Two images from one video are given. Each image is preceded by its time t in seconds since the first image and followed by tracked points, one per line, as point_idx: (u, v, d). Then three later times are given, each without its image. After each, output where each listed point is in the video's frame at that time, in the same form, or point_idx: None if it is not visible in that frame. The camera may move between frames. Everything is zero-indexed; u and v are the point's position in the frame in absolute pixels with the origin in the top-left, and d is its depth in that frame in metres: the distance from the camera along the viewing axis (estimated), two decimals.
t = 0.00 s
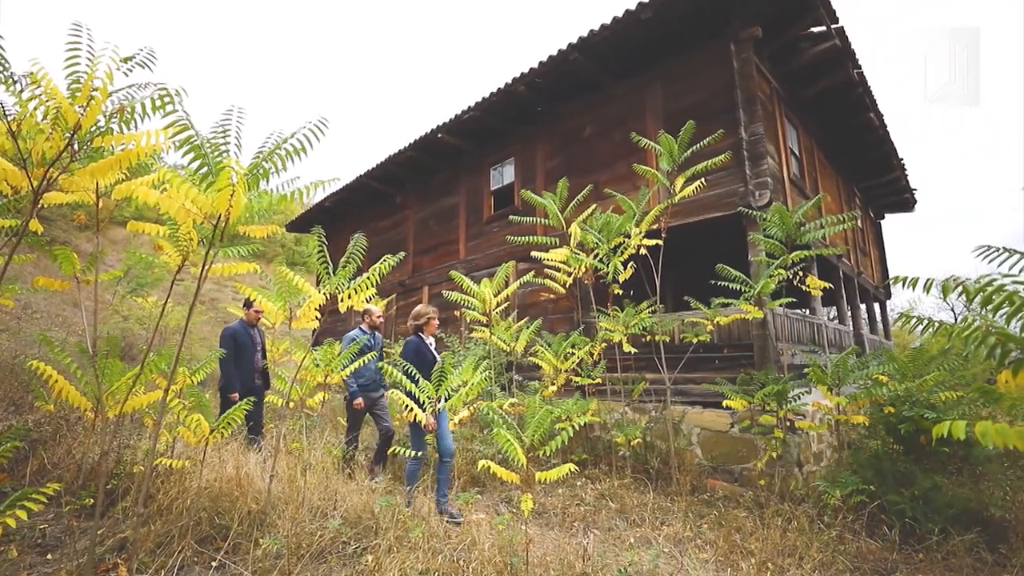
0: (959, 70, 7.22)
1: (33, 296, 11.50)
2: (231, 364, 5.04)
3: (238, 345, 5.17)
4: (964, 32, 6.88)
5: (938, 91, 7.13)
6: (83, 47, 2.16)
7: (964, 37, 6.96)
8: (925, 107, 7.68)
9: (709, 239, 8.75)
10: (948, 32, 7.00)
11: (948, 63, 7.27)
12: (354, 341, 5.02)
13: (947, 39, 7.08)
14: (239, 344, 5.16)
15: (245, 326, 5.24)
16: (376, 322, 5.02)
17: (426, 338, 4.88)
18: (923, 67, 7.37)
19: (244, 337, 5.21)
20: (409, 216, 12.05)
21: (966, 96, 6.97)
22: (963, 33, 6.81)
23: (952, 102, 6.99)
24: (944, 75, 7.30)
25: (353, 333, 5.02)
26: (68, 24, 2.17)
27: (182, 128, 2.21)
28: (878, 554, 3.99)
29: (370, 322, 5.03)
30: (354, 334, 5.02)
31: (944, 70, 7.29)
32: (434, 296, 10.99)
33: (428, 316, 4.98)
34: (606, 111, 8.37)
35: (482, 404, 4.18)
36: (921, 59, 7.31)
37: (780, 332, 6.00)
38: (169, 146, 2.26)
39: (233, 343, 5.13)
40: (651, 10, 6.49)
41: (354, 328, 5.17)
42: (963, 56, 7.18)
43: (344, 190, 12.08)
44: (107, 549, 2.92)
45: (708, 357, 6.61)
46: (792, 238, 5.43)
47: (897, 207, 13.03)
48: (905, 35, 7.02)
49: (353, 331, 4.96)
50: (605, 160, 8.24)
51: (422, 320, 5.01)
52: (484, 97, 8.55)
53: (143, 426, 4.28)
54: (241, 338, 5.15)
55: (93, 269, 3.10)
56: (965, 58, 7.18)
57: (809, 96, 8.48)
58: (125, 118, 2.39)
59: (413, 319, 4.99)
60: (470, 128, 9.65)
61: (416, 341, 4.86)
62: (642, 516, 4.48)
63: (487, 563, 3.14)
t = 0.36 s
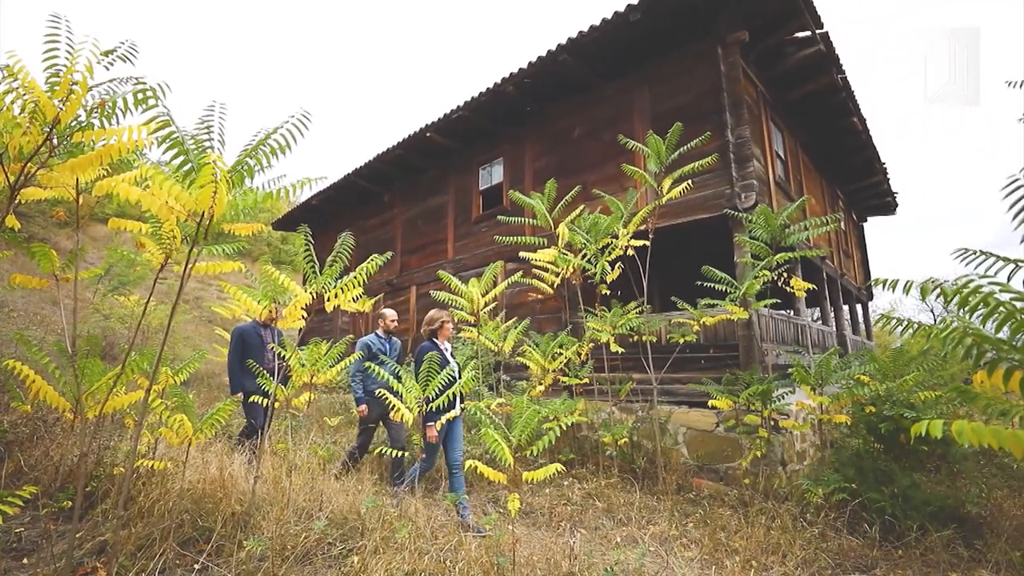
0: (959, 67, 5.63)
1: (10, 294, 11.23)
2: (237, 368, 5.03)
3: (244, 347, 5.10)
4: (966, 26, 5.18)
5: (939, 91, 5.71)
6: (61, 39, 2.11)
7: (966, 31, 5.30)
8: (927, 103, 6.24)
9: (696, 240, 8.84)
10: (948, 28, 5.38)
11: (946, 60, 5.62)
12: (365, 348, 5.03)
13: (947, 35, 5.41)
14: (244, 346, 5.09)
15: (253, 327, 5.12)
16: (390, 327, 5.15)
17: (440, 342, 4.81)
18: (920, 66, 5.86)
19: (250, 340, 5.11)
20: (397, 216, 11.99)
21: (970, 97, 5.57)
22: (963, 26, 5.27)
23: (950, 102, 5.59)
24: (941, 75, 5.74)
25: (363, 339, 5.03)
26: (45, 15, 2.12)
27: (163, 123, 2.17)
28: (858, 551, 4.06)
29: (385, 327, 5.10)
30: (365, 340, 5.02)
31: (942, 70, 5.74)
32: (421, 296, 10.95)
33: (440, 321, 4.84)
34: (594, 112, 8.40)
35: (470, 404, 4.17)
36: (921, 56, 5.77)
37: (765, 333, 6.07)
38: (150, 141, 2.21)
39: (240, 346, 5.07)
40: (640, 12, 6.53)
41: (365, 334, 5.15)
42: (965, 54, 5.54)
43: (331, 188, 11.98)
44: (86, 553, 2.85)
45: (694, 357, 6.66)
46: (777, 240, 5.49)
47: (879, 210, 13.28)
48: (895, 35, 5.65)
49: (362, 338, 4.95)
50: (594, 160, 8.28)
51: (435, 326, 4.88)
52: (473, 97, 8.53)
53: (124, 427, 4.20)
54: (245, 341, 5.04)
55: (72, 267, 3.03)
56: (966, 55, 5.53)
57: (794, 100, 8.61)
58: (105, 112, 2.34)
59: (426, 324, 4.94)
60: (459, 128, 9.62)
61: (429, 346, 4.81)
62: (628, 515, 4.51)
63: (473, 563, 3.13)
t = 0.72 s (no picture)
0: (958, 68, 4.85)
1: None
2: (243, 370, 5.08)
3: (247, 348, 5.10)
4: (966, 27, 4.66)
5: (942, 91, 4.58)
6: (37, 30, 2.05)
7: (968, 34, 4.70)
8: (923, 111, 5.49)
9: (680, 241, 8.93)
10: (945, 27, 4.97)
11: (946, 61, 4.94)
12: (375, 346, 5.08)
13: (946, 38, 4.91)
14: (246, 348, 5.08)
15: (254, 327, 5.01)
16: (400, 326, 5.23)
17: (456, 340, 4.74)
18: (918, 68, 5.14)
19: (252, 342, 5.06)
20: (382, 214, 11.90)
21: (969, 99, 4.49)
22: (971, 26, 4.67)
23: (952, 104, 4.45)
24: (939, 75, 4.91)
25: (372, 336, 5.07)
26: (21, 6, 2.06)
27: (144, 118, 2.13)
28: (836, 548, 4.14)
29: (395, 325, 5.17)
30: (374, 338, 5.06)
31: (941, 72, 4.91)
32: (407, 295, 10.88)
33: (458, 319, 4.81)
34: (581, 114, 8.43)
35: (455, 404, 4.14)
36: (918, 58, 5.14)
37: (747, 333, 6.15)
38: (129, 137, 2.16)
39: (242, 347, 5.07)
40: (626, 14, 6.58)
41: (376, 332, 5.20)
42: (965, 55, 4.87)
43: (316, 186, 11.85)
44: (59, 557, 2.78)
45: (678, 357, 6.73)
46: (759, 242, 5.56)
47: (857, 213, 13.56)
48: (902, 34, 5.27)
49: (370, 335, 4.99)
50: (580, 162, 8.32)
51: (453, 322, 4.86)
52: (459, 96, 8.51)
53: (100, 428, 4.10)
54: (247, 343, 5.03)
55: (47, 263, 2.94)
56: (966, 57, 4.87)
57: (776, 104, 8.76)
58: (83, 106, 2.28)
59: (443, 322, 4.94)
60: (446, 127, 9.57)
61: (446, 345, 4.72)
62: (612, 514, 4.53)
63: (457, 563, 3.12)
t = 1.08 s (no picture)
0: (958, 68, 4.66)
1: None
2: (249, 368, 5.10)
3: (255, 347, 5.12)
4: (967, 25, 4.42)
5: (941, 90, 4.37)
6: (12, 21, 1.99)
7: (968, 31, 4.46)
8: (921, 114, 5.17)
9: (665, 243, 9.00)
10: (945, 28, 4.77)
11: (946, 61, 4.72)
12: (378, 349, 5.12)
13: (946, 35, 4.68)
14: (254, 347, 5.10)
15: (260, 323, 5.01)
16: (401, 329, 5.33)
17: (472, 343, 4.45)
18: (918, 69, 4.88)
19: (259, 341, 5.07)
20: (368, 213, 11.82)
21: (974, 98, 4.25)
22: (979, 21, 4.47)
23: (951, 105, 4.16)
24: (939, 75, 4.71)
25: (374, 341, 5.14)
26: None
27: (123, 113, 2.08)
28: (816, 545, 4.21)
29: (394, 328, 5.26)
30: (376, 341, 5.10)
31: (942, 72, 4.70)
32: (392, 295, 10.82)
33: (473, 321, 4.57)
34: (568, 115, 8.46)
35: (440, 404, 4.11)
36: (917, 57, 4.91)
37: (731, 334, 6.22)
38: (108, 132, 2.11)
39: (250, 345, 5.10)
40: (614, 17, 6.62)
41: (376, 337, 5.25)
42: (967, 55, 4.70)
43: (300, 184, 11.72)
44: (32, 562, 2.71)
45: (663, 358, 6.78)
46: (742, 243, 5.63)
47: (838, 216, 13.80)
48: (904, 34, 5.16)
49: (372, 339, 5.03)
50: (566, 163, 8.34)
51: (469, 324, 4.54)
52: (447, 95, 8.48)
53: (77, 430, 4.00)
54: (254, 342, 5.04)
55: (20, 261, 2.85)
56: (967, 57, 4.70)
57: (760, 108, 8.87)
58: (59, 100, 2.22)
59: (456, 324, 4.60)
60: (432, 126, 9.53)
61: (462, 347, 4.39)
62: (597, 513, 4.55)
63: (442, 564, 3.10)
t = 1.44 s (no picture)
0: (958, 68, 4.76)
1: None
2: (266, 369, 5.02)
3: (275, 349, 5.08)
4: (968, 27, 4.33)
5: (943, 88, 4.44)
6: None
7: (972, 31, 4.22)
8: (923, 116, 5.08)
9: (652, 244, 9.06)
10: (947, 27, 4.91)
11: (946, 61, 4.85)
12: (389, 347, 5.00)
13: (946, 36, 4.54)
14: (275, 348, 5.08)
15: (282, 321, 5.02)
16: (411, 328, 5.18)
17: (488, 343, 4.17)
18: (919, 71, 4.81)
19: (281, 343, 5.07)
20: (356, 212, 11.75)
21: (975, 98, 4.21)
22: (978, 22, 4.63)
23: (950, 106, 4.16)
24: (939, 76, 4.88)
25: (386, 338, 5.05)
26: None
27: (102, 107, 2.05)
28: (798, 543, 4.26)
29: (405, 326, 5.13)
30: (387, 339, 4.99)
31: (941, 72, 4.83)
32: (379, 294, 10.76)
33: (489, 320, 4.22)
34: (557, 115, 8.48)
35: (426, 405, 4.10)
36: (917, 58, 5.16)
37: (716, 334, 6.29)
38: (86, 126, 2.07)
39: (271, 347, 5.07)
40: (602, 18, 6.65)
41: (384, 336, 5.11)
42: (966, 55, 4.80)
43: (286, 182, 11.60)
44: (7, 566, 2.64)
45: (649, 358, 6.84)
46: (728, 245, 5.68)
47: (821, 219, 14.02)
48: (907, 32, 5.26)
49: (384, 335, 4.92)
50: (554, 163, 8.36)
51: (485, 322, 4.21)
52: (435, 95, 8.46)
53: (54, 431, 3.91)
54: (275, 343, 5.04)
55: None
56: (967, 57, 4.79)
57: (746, 111, 8.98)
58: (35, 92, 2.18)
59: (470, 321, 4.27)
60: (421, 124, 9.49)
61: (480, 350, 4.05)
62: (583, 513, 4.58)
63: (428, 564, 3.09)
